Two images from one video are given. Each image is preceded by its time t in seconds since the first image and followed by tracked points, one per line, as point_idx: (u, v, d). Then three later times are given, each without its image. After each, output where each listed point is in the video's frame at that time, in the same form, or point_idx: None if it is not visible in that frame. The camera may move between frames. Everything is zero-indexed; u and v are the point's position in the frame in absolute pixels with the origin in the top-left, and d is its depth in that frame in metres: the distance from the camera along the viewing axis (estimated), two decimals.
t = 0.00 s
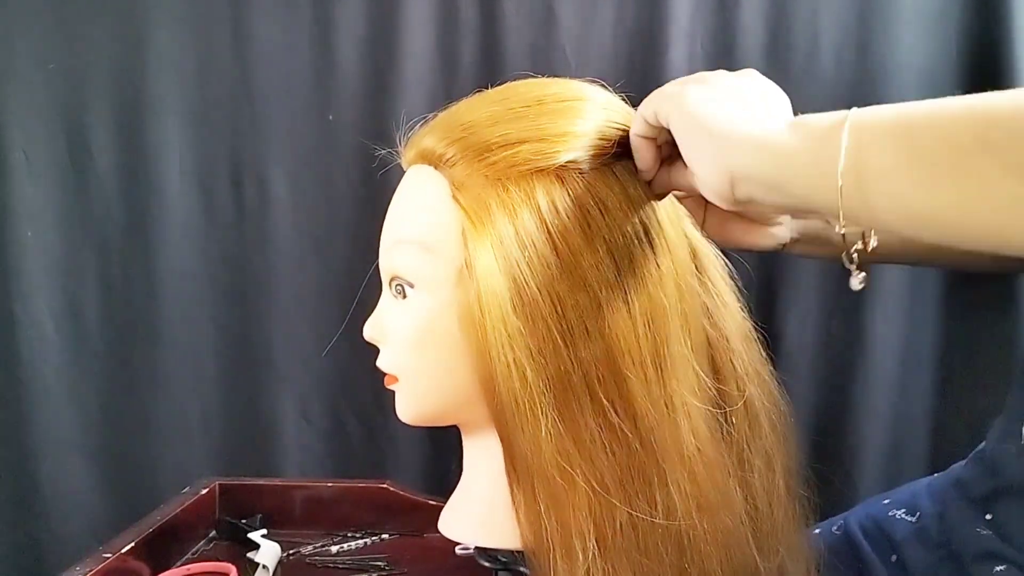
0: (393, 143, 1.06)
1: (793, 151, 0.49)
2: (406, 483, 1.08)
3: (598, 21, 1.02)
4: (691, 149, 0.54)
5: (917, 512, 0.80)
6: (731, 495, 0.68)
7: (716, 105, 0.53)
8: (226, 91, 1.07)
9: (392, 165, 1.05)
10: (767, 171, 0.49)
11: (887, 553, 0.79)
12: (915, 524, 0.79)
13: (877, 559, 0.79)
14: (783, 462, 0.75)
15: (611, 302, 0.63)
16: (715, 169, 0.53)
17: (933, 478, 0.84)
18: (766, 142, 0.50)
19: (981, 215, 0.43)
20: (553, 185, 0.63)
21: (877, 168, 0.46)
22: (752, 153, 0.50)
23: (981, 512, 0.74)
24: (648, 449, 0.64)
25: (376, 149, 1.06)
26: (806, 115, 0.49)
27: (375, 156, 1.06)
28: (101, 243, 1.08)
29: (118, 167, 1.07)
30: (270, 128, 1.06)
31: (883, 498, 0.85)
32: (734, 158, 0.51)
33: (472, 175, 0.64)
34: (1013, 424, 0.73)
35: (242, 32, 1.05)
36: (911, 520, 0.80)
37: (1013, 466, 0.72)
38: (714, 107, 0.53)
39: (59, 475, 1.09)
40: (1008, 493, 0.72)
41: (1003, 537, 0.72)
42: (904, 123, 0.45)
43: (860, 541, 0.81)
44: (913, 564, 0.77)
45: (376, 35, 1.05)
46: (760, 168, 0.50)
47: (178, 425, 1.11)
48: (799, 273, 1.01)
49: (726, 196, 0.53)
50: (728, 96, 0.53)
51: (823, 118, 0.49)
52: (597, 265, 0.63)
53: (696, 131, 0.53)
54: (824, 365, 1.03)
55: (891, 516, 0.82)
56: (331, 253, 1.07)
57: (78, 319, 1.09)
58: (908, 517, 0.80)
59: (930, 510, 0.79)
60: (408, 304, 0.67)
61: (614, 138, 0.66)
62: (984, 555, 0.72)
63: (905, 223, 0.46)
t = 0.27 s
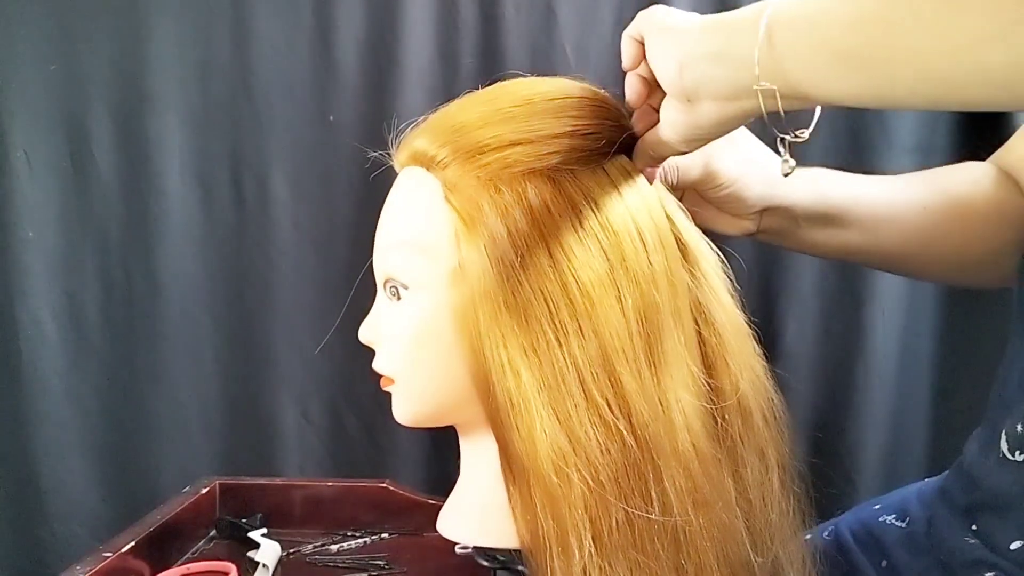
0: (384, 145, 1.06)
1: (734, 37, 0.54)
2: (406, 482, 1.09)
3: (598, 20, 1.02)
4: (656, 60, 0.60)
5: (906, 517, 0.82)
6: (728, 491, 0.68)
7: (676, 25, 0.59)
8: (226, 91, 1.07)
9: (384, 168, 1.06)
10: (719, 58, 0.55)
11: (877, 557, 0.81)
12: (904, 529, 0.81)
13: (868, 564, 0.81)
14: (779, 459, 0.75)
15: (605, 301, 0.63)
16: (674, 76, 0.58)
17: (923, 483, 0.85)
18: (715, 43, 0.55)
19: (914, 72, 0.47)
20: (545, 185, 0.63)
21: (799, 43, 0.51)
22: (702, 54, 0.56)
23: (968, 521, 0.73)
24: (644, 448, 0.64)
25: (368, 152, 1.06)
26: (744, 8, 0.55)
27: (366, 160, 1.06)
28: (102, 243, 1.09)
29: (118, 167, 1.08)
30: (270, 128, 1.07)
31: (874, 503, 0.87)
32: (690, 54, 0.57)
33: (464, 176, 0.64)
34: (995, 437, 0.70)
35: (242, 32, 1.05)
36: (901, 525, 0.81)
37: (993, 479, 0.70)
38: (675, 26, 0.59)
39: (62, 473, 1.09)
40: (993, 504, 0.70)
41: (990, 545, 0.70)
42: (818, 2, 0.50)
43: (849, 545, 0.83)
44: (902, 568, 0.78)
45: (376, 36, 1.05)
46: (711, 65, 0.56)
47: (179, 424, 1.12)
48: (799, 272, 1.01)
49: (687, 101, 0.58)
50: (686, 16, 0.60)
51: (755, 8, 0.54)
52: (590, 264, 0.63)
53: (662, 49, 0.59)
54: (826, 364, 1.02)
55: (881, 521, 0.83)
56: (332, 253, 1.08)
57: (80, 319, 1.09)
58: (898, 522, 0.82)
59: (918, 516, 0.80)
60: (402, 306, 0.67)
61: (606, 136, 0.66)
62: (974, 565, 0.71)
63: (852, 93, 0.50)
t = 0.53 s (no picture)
0: (382, 146, 1.06)
1: (738, 47, 0.54)
2: (406, 483, 1.09)
3: (598, 20, 1.01)
4: (661, 67, 0.60)
5: (907, 517, 0.82)
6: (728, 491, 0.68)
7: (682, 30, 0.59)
8: (225, 91, 1.07)
9: (380, 169, 1.06)
10: (721, 64, 0.55)
11: (878, 557, 0.81)
12: (905, 529, 0.81)
13: (870, 565, 0.81)
14: (780, 458, 0.75)
15: (604, 300, 0.63)
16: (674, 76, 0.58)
17: (925, 483, 0.85)
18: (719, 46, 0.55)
19: (913, 75, 0.47)
20: (544, 184, 0.62)
21: (803, 47, 0.51)
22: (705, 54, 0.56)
23: (970, 521, 0.72)
24: (644, 448, 0.64)
25: (365, 153, 1.06)
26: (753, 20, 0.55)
27: (364, 161, 1.06)
28: (101, 243, 1.09)
29: (118, 168, 1.08)
30: (270, 128, 1.06)
31: (876, 503, 0.87)
32: (692, 58, 0.57)
33: (463, 176, 0.64)
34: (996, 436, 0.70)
35: (242, 32, 1.05)
36: (902, 526, 0.82)
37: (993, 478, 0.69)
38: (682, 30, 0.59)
39: (61, 474, 1.09)
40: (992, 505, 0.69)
41: (989, 544, 0.69)
42: (822, 14, 0.50)
43: (851, 547, 0.83)
44: (902, 567, 0.78)
45: (376, 35, 1.04)
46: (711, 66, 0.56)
47: (178, 425, 1.11)
48: (799, 273, 1.01)
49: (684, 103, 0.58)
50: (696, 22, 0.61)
51: (764, 20, 0.54)
52: (589, 264, 0.63)
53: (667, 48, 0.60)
54: (825, 365, 1.02)
55: (882, 522, 0.83)
56: (331, 254, 1.08)
57: (79, 319, 1.09)
58: (899, 522, 0.82)
59: (919, 516, 0.80)
60: (402, 306, 0.67)
61: (605, 133, 0.65)
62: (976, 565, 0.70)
63: (848, 95, 0.50)
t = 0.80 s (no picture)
0: (378, 147, 1.06)
1: (730, 77, 0.53)
2: (406, 482, 1.09)
3: (598, 19, 1.01)
4: (656, 97, 0.59)
5: (907, 518, 0.81)
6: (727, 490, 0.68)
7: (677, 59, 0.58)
8: (225, 92, 1.07)
9: (377, 170, 1.06)
10: (711, 96, 0.53)
11: (878, 557, 0.81)
12: (905, 529, 0.81)
13: (869, 565, 0.81)
14: (779, 457, 0.74)
15: (600, 300, 0.63)
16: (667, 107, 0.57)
17: (925, 484, 0.85)
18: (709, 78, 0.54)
19: (907, 112, 0.45)
20: (540, 184, 0.62)
21: (794, 81, 0.49)
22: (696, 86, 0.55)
23: (970, 521, 0.72)
24: (641, 448, 0.64)
25: (362, 154, 1.06)
26: (748, 52, 0.54)
27: (360, 162, 1.06)
28: (102, 243, 1.09)
29: (118, 168, 1.08)
30: (270, 129, 1.06)
31: (876, 503, 0.87)
32: (685, 90, 0.55)
33: (458, 176, 0.64)
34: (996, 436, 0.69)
35: (242, 32, 1.05)
36: (902, 526, 0.81)
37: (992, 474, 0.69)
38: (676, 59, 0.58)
39: (62, 473, 1.10)
40: (993, 504, 0.69)
41: (990, 543, 0.69)
42: (814, 46, 0.49)
43: (849, 546, 0.83)
44: (902, 567, 0.78)
45: (376, 35, 1.04)
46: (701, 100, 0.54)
47: (179, 424, 1.12)
48: (799, 273, 1.00)
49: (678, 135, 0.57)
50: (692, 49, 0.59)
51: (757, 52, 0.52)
52: (585, 264, 0.63)
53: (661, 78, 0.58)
54: (825, 365, 1.02)
55: (881, 522, 0.83)
56: (331, 254, 1.08)
57: (80, 319, 1.09)
58: (899, 522, 0.82)
59: (919, 516, 0.80)
60: (398, 307, 0.67)
61: (601, 131, 0.65)
62: (977, 565, 0.70)
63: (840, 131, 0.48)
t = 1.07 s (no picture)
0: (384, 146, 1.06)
1: (763, 101, 0.50)
2: (406, 482, 1.09)
3: (598, 20, 1.02)
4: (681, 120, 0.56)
5: (907, 517, 0.82)
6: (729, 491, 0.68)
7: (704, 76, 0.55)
8: (225, 91, 1.07)
9: (383, 169, 1.06)
10: (744, 120, 0.51)
11: (877, 557, 0.81)
12: (905, 529, 0.81)
13: (869, 564, 0.81)
14: (781, 458, 0.75)
15: (604, 301, 0.63)
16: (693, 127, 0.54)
17: (926, 484, 0.85)
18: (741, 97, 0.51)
19: (950, 148, 0.43)
20: (546, 185, 0.62)
21: (833, 105, 0.47)
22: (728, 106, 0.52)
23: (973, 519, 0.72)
24: (644, 449, 0.64)
25: (367, 153, 1.06)
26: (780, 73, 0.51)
27: (365, 162, 1.06)
28: (101, 243, 1.09)
29: (117, 167, 1.08)
30: (270, 128, 1.06)
31: (876, 503, 0.87)
32: (715, 110, 0.52)
33: (464, 176, 0.64)
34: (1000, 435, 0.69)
35: (242, 31, 1.05)
36: (901, 525, 0.81)
37: (995, 470, 0.69)
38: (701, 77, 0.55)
39: (60, 474, 1.09)
40: (995, 502, 0.69)
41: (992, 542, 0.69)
42: (857, 71, 0.47)
43: (851, 547, 0.83)
44: (901, 567, 0.78)
45: (376, 35, 1.04)
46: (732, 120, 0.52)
47: (178, 424, 1.11)
48: (799, 272, 1.01)
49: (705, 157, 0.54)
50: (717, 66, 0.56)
51: (790, 75, 0.50)
52: (591, 265, 0.63)
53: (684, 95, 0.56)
54: (824, 365, 1.02)
55: (882, 522, 0.83)
56: (331, 254, 1.08)
57: (79, 319, 1.09)
58: (898, 522, 0.82)
59: (919, 515, 0.80)
60: (403, 306, 0.67)
61: (607, 132, 0.66)
62: (978, 562, 0.70)
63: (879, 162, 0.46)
